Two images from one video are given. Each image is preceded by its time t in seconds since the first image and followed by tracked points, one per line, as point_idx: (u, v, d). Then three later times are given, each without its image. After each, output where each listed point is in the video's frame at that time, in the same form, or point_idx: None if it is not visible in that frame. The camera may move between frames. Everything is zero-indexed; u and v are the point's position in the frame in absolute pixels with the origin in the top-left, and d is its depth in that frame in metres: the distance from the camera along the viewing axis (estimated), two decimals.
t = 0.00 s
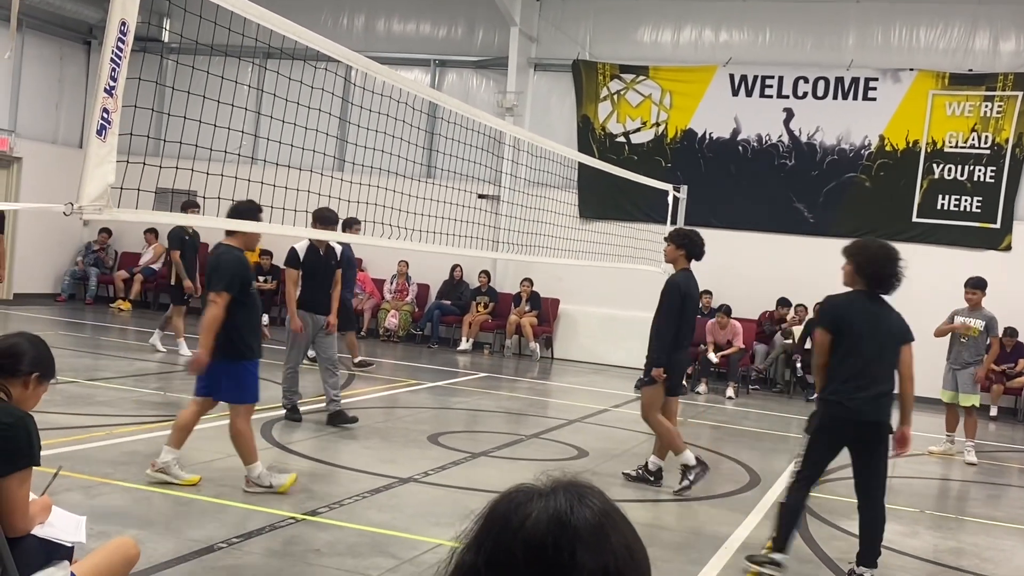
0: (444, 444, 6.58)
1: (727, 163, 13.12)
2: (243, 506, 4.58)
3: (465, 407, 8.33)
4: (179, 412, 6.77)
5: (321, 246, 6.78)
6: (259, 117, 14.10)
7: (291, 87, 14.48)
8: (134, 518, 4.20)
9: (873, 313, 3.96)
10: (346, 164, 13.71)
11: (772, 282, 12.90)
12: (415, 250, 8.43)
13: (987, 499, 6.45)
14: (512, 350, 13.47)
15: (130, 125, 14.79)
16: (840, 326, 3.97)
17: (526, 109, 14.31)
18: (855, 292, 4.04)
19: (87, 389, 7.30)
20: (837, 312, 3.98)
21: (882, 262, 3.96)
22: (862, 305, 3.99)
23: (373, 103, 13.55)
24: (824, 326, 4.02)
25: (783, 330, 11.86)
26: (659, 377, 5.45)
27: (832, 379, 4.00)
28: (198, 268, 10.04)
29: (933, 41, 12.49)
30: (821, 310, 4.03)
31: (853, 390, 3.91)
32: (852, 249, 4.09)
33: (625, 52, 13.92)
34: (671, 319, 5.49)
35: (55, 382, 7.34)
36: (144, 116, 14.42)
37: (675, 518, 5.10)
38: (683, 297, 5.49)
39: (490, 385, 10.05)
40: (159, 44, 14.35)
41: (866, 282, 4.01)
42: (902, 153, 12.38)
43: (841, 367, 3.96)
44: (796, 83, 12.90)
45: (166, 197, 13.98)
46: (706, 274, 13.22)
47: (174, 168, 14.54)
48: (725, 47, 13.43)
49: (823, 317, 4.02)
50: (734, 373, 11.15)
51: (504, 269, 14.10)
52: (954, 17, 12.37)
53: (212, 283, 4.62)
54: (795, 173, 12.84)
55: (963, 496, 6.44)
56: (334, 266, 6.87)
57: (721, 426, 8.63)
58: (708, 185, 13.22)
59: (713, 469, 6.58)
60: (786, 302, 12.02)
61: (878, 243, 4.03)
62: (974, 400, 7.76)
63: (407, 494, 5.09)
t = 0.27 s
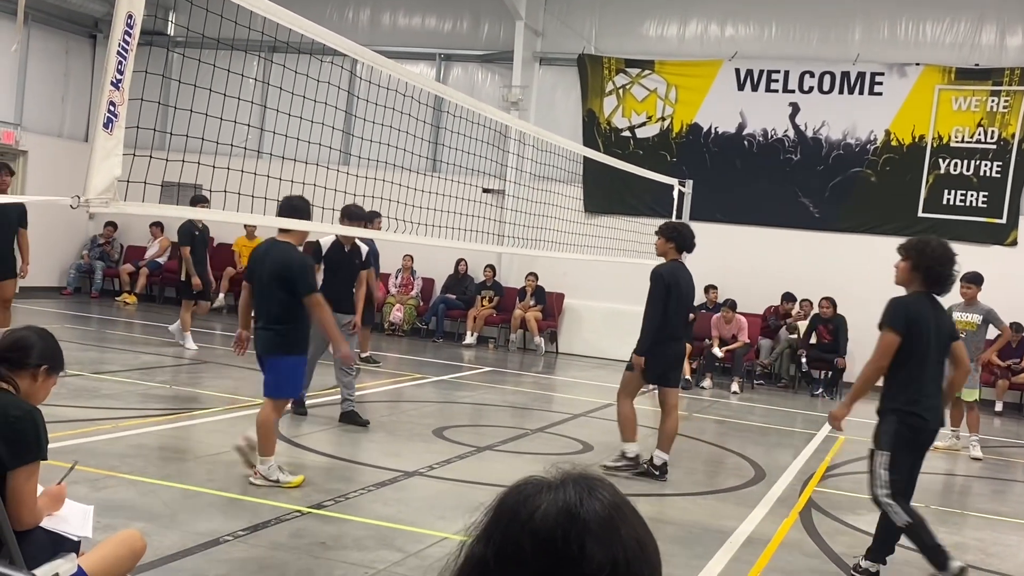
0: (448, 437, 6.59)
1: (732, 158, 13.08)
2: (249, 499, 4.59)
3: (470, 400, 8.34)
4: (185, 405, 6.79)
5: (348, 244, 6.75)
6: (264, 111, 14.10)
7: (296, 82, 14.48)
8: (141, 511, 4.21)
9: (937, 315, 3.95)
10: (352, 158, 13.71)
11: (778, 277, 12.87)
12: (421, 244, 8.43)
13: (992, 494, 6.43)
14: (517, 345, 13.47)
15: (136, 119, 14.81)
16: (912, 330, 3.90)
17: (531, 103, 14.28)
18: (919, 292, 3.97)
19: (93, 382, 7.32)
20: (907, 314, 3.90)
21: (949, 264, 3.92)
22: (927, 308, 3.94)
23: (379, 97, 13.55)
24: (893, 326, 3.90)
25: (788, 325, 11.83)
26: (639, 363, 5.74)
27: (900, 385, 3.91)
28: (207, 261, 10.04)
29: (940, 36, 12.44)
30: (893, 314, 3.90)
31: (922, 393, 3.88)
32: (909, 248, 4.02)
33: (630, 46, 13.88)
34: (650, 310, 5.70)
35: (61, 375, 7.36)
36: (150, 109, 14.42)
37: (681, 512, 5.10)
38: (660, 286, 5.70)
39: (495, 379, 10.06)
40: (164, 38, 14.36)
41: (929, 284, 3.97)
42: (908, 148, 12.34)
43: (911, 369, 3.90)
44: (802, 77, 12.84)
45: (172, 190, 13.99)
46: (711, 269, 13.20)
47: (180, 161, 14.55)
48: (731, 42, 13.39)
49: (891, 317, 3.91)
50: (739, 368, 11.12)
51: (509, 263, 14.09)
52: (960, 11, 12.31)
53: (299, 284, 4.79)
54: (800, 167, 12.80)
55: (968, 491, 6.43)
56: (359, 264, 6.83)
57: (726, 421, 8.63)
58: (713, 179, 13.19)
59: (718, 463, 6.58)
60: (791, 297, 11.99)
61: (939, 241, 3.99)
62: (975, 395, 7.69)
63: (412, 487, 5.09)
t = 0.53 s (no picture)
0: (453, 432, 6.59)
1: (738, 153, 13.04)
2: (254, 493, 4.59)
3: (475, 395, 8.34)
4: (190, 400, 6.79)
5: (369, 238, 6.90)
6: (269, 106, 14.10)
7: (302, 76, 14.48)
8: (146, 505, 4.22)
9: (999, 318, 3.74)
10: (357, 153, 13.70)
11: (783, 272, 12.84)
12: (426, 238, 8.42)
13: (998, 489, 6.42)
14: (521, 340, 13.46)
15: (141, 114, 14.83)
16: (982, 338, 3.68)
17: (536, 98, 14.26)
18: (979, 298, 3.76)
19: (98, 376, 7.34)
20: (976, 323, 3.67)
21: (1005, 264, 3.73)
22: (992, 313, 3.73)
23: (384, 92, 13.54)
24: (963, 340, 3.66)
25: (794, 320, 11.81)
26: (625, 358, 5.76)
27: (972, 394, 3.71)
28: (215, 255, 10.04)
29: (946, 31, 12.40)
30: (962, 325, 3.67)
31: (993, 402, 3.71)
32: (961, 250, 3.82)
33: (635, 41, 13.84)
34: (633, 305, 5.76)
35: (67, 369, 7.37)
36: (156, 103, 14.43)
37: (686, 507, 5.09)
38: (640, 281, 5.76)
39: (500, 374, 10.06)
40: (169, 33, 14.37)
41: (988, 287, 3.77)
42: (914, 143, 12.28)
43: (982, 381, 3.70)
44: (808, 72, 12.79)
45: (177, 185, 14.01)
46: (716, 264, 13.17)
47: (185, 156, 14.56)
48: (737, 36, 13.35)
49: (960, 331, 3.66)
50: (744, 364, 11.11)
51: (514, 258, 14.08)
52: (967, 6, 12.26)
53: (359, 285, 4.94)
54: (806, 162, 12.75)
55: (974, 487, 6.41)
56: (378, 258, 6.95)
57: (731, 416, 8.62)
58: (718, 174, 13.15)
59: (723, 458, 6.57)
60: (797, 292, 11.96)
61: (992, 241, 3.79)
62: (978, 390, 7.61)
63: (417, 482, 5.09)
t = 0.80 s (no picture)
0: (459, 427, 6.59)
1: (745, 148, 12.99)
2: (260, 488, 4.60)
3: (481, 391, 8.35)
4: (196, 395, 6.80)
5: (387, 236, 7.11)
6: (275, 101, 14.11)
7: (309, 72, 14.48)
8: (153, 499, 4.22)
9: None
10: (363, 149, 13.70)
11: (790, 268, 12.80)
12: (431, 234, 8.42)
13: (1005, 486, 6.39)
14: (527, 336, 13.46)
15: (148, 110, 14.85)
16: None
17: (543, 93, 14.23)
18: None
19: (105, 371, 7.35)
20: None
21: None
22: None
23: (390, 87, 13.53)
24: None
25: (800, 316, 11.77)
26: (609, 349, 5.97)
27: None
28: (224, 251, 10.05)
29: (954, 26, 12.35)
30: None
31: None
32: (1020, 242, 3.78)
33: (642, 36, 13.80)
34: (615, 298, 5.94)
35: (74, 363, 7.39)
36: (163, 99, 14.44)
37: (693, 503, 5.08)
38: (621, 273, 5.92)
39: (506, 369, 10.06)
40: (176, 28, 14.39)
41: None
42: (921, 139, 12.22)
43: None
44: (815, 68, 12.73)
45: (183, 181, 14.03)
46: (723, 260, 13.14)
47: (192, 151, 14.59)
48: (744, 32, 13.30)
49: None
50: (750, 360, 11.08)
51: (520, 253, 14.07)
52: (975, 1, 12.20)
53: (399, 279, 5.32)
54: (813, 158, 12.70)
55: (981, 483, 6.39)
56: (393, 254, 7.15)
57: (737, 412, 8.60)
58: (724, 170, 13.11)
59: (729, 454, 6.55)
60: (803, 288, 11.93)
61: None
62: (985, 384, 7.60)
63: (423, 477, 5.09)
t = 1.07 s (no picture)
0: (467, 421, 6.59)
1: (753, 142, 12.93)
2: (269, 481, 4.60)
3: (489, 384, 8.35)
4: (205, 388, 6.82)
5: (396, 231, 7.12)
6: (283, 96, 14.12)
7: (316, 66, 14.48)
8: (163, 493, 4.24)
9: None
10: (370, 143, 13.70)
11: (798, 261, 12.75)
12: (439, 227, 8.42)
13: (1015, 480, 6.36)
14: (535, 329, 13.46)
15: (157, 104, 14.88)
16: None
17: (550, 86, 14.20)
18: None
19: (114, 364, 7.38)
20: None
21: None
22: None
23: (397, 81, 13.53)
24: None
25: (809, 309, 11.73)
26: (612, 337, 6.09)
27: None
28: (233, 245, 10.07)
29: (963, 19, 12.28)
30: None
31: None
32: None
33: (650, 29, 13.75)
34: (608, 288, 6.08)
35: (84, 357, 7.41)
36: (172, 92, 14.47)
37: (701, 497, 5.07)
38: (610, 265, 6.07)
39: (514, 363, 10.06)
40: (184, 23, 14.40)
41: None
42: (930, 132, 12.16)
43: None
44: (824, 61, 12.66)
45: (192, 174, 14.05)
46: (731, 253, 13.09)
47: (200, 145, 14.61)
48: (753, 25, 13.23)
49: None
50: (758, 353, 11.05)
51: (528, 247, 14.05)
52: None
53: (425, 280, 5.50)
54: (822, 151, 12.64)
55: (991, 477, 6.36)
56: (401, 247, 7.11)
57: (746, 406, 8.58)
58: (733, 164, 13.05)
59: (737, 448, 6.54)
60: (812, 282, 11.89)
61: None
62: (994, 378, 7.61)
63: (432, 471, 5.10)
